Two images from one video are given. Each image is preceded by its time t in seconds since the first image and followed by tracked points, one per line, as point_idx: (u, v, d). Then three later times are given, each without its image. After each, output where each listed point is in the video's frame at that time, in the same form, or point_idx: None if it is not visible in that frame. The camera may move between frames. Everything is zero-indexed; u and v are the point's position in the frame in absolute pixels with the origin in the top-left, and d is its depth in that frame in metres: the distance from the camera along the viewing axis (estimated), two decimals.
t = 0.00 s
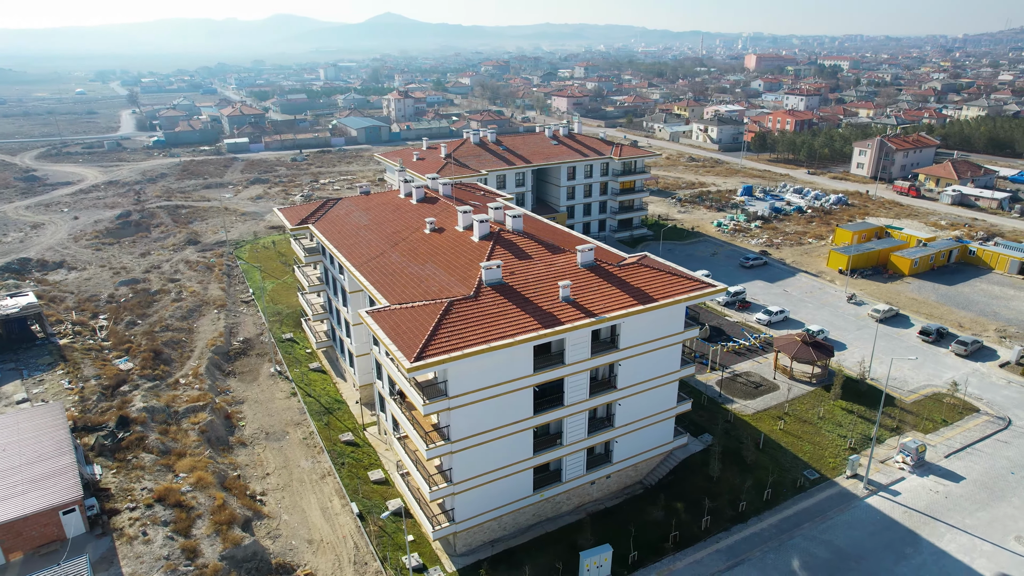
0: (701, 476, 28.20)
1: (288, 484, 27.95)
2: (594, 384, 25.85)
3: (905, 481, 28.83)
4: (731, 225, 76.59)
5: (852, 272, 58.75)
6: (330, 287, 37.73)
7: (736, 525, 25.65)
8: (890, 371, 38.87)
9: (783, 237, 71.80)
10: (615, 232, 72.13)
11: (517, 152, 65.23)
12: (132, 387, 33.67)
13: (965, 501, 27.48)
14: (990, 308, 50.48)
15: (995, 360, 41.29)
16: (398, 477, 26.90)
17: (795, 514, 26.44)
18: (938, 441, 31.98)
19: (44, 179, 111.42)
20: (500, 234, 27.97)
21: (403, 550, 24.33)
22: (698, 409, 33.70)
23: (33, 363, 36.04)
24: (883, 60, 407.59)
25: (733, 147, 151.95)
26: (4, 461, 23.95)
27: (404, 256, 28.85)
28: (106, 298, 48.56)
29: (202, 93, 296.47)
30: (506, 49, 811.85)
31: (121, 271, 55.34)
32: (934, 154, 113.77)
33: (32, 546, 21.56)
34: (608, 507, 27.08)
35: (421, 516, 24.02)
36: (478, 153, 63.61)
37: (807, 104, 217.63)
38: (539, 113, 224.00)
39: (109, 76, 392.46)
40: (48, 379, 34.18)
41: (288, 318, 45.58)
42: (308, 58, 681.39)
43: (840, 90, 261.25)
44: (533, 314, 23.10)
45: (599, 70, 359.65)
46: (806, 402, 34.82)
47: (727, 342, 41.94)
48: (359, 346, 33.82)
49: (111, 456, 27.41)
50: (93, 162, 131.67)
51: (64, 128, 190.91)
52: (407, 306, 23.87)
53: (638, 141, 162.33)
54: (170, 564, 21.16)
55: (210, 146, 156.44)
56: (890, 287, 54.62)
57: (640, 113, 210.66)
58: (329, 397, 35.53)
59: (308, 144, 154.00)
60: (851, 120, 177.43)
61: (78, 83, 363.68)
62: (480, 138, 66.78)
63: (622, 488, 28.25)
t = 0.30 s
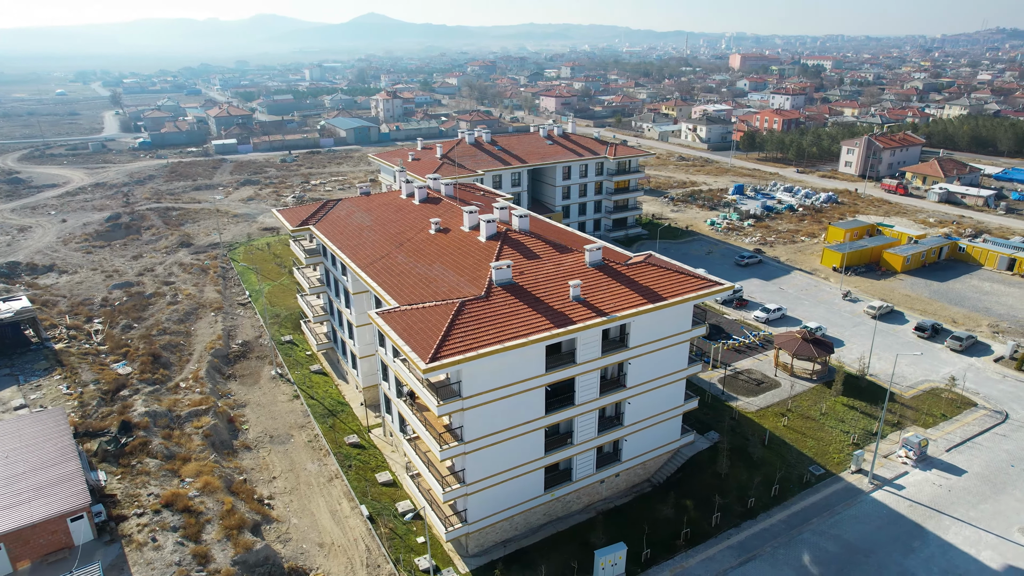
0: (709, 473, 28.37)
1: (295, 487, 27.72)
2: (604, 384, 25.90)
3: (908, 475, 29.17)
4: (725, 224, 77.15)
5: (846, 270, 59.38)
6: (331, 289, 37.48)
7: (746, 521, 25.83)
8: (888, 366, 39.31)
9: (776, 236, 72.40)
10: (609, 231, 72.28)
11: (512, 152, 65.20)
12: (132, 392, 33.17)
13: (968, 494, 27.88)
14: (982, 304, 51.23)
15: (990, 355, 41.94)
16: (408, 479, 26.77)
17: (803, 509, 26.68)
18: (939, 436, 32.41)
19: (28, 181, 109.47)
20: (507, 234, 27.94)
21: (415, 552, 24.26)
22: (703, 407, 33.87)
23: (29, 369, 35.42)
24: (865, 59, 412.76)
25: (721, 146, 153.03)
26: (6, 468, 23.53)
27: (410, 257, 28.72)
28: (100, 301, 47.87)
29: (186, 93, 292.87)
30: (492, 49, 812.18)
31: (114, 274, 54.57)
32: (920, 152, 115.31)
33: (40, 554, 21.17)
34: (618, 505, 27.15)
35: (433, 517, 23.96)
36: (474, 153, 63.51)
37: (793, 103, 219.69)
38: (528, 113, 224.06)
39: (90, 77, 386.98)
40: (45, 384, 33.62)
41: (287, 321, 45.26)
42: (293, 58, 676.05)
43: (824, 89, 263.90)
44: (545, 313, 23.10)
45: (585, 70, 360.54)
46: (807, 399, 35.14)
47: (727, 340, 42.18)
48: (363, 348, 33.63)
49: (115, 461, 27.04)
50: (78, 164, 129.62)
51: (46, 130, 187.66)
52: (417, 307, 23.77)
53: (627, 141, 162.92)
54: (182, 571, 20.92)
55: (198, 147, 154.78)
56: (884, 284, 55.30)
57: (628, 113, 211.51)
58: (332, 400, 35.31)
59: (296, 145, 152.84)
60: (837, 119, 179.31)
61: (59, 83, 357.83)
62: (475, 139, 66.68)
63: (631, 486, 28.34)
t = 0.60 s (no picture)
0: (717, 470, 28.54)
1: (303, 490, 27.49)
2: (614, 383, 25.96)
3: (911, 469, 29.54)
4: (718, 223, 77.70)
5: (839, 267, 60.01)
6: (332, 291, 37.22)
7: (756, 518, 26.00)
8: (886, 362, 39.76)
9: (769, 234, 73.03)
10: (604, 231, 72.43)
11: (507, 153, 65.18)
12: (133, 396, 32.73)
13: (971, 487, 28.30)
14: (973, 300, 52.02)
15: (984, 350, 42.60)
16: (417, 480, 26.67)
17: (811, 505, 26.92)
18: (939, 430, 32.85)
19: (11, 184, 107.53)
20: (514, 234, 27.92)
21: (428, 553, 24.19)
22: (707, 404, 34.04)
23: (24, 374, 34.77)
24: (847, 58, 417.73)
25: (710, 145, 154.00)
26: (11, 475, 23.18)
27: (416, 258, 28.58)
28: (93, 305, 47.15)
29: (169, 94, 289.40)
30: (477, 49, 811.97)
31: (106, 278, 53.78)
32: (906, 151, 116.86)
33: (48, 562, 20.85)
34: (627, 503, 27.22)
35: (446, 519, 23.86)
36: (469, 153, 63.43)
37: (778, 102, 221.69)
38: (516, 113, 224.04)
39: (69, 77, 380.16)
40: (43, 390, 33.07)
41: (286, 323, 44.90)
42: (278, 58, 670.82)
43: (808, 88, 266.49)
44: (557, 313, 23.10)
45: (571, 70, 361.28)
46: (809, 395, 35.45)
47: (727, 338, 42.44)
48: (366, 350, 33.44)
49: (119, 467, 26.63)
50: (63, 166, 127.57)
51: (27, 132, 184.47)
52: (428, 307, 23.67)
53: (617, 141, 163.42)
54: None
55: (184, 149, 153.04)
56: (878, 281, 55.95)
57: (616, 113, 212.26)
58: (336, 403, 35.05)
59: (285, 146, 151.62)
60: (823, 118, 181.35)
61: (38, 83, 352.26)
62: (471, 139, 66.56)
63: (639, 484, 28.42)
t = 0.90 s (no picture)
0: (723, 466, 28.73)
1: (310, 494, 27.26)
2: (622, 382, 26.01)
3: (913, 464, 29.91)
4: (711, 221, 78.25)
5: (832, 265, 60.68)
6: (333, 292, 36.94)
7: (764, 513, 26.20)
8: (884, 357, 40.21)
9: (761, 232, 73.68)
10: (599, 230, 72.52)
11: (502, 152, 65.16)
12: (133, 401, 32.27)
13: (972, 480, 28.72)
14: (965, 296, 52.81)
15: (978, 345, 43.27)
16: (427, 482, 26.56)
17: (817, 500, 27.16)
18: (939, 424, 33.29)
19: None
20: (520, 234, 27.92)
21: (440, 555, 24.12)
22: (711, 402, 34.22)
23: (20, 380, 34.12)
24: (829, 58, 422.63)
25: (699, 144, 155.01)
26: (15, 483, 22.73)
27: (422, 258, 28.47)
28: (86, 309, 46.44)
29: (151, 95, 285.94)
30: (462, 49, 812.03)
31: (98, 281, 52.97)
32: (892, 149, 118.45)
33: (56, 571, 20.45)
34: (636, 501, 27.30)
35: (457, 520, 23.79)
36: (465, 153, 63.37)
37: (764, 101, 223.66)
38: (504, 113, 224.00)
39: (48, 79, 373.62)
40: (40, 396, 32.48)
41: (284, 325, 44.55)
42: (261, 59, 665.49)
43: (793, 88, 268.90)
44: (568, 312, 23.12)
45: (557, 70, 361.93)
46: (810, 391, 35.78)
47: (726, 335, 42.75)
48: (370, 352, 33.29)
49: (123, 473, 26.24)
50: (46, 169, 125.44)
51: (7, 133, 181.07)
52: (439, 308, 23.60)
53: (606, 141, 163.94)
54: None
55: (171, 150, 151.27)
56: (871, 278, 56.63)
57: (604, 113, 213.03)
58: (338, 405, 34.88)
59: (273, 147, 150.34)
60: (808, 117, 183.21)
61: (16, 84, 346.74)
62: (465, 139, 66.47)
63: (647, 482, 28.51)
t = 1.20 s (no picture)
0: (730, 463, 28.91)
1: (318, 497, 27.03)
2: (631, 381, 26.08)
3: (915, 458, 30.32)
4: (704, 220, 78.77)
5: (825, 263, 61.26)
6: (335, 294, 36.70)
7: (773, 509, 26.39)
8: (881, 353, 40.70)
9: (754, 231, 74.30)
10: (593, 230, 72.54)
11: (497, 152, 65.08)
12: (133, 406, 31.83)
13: (974, 473, 29.17)
14: (956, 292, 53.60)
15: (972, 340, 43.94)
16: (436, 484, 26.44)
17: (824, 495, 27.43)
18: (938, 419, 33.77)
19: None
20: (527, 234, 27.90)
21: (452, 556, 24.04)
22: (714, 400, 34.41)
23: (15, 386, 33.46)
24: (811, 58, 427.39)
25: (687, 144, 155.94)
26: (20, 489, 22.34)
27: (428, 259, 28.35)
28: (80, 313, 45.71)
29: (134, 96, 282.10)
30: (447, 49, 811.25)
31: (90, 285, 52.17)
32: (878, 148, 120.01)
33: None
34: (645, 499, 27.37)
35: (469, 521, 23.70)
36: (460, 153, 63.24)
37: (750, 100, 225.56)
38: (492, 113, 223.80)
39: (24, 79, 366.91)
40: (37, 402, 31.92)
41: (282, 328, 44.16)
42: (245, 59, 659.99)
43: (778, 87, 271.36)
44: (579, 311, 23.14)
45: (543, 70, 362.39)
46: (811, 387, 36.14)
47: (726, 333, 43.04)
48: (373, 354, 33.13)
49: (127, 479, 25.86)
50: (29, 171, 123.24)
51: None
52: (450, 308, 23.51)
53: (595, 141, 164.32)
54: None
55: (156, 152, 149.34)
56: (864, 275, 57.32)
57: (592, 112, 213.65)
58: (341, 407, 34.64)
59: (261, 148, 148.93)
60: (795, 116, 184.96)
61: None
62: (460, 139, 66.33)
63: (655, 480, 28.59)
